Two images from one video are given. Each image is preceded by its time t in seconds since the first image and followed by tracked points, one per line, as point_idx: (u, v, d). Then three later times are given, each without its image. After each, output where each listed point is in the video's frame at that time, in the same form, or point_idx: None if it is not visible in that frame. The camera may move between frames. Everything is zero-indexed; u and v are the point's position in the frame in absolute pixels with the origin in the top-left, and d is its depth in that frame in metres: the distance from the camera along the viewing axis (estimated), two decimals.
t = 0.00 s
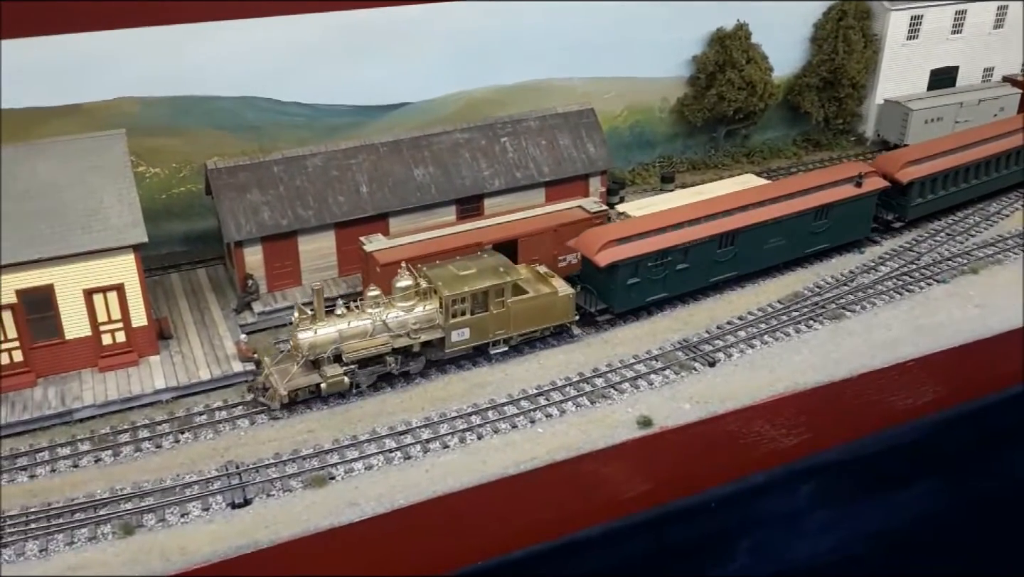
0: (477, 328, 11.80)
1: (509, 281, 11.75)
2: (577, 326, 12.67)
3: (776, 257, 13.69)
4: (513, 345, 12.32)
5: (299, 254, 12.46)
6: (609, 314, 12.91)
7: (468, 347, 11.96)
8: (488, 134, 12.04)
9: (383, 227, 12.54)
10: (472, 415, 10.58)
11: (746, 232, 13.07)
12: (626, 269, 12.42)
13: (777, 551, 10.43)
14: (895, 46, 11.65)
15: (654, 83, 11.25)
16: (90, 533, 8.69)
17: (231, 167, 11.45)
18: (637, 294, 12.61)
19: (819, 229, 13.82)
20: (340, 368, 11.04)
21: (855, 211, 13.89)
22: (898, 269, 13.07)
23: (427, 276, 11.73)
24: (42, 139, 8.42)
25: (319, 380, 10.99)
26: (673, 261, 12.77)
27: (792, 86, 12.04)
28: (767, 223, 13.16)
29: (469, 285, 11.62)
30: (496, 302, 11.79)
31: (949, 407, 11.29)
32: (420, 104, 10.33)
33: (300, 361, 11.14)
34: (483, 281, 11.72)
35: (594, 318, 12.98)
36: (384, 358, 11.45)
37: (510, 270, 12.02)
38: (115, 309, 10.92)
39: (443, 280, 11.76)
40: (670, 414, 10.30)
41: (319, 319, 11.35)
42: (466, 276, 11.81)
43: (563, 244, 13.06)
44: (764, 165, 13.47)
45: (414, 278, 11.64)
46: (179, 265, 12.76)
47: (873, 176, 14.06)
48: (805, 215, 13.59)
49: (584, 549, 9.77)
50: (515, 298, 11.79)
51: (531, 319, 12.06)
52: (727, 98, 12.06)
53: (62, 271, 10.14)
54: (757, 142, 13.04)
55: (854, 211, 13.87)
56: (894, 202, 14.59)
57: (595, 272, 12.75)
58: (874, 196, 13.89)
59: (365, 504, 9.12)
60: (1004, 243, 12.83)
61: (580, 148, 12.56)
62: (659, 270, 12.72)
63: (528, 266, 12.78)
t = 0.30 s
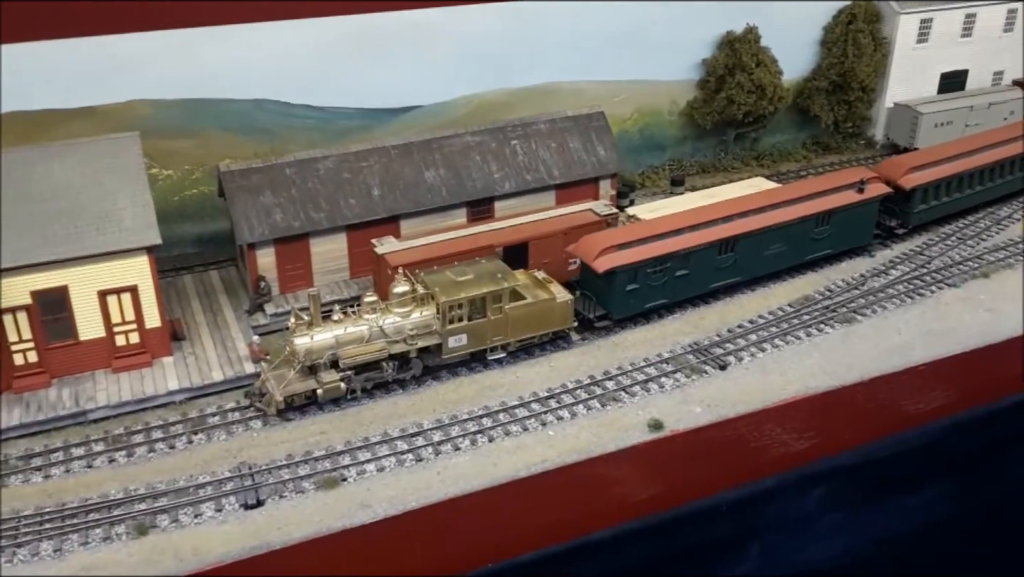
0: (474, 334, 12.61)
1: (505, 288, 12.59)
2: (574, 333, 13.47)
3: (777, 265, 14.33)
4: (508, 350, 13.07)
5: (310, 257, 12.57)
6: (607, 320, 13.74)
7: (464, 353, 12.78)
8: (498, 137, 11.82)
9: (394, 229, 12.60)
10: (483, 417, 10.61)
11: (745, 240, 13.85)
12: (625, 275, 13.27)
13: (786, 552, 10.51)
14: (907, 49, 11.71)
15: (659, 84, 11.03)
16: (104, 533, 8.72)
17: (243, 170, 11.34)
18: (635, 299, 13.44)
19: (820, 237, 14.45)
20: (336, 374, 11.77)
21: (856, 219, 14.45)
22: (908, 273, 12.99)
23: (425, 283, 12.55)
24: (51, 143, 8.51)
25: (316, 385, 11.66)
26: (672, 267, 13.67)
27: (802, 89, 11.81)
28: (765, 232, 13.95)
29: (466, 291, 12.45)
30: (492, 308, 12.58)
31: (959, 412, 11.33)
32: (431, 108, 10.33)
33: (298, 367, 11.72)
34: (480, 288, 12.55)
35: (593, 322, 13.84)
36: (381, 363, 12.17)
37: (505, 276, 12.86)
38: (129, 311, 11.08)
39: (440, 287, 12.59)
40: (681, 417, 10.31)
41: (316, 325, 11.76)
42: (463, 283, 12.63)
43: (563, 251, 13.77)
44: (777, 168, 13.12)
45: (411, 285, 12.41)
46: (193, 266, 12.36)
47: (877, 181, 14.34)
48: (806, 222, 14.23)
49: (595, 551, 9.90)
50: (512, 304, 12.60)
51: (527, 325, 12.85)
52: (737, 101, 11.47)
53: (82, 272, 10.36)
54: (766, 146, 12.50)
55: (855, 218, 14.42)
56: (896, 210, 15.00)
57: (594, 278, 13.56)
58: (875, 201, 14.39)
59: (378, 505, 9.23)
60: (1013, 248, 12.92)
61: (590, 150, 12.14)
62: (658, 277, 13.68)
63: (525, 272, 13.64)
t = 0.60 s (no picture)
0: (480, 340, 11.58)
1: (511, 293, 11.52)
2: (581, 338, 12.61)
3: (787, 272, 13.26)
4: (517, 357, 12.15)
5: (330, 258, 12.50)
6: (614, 326, 12.64)
7: (471, 360, 11.75)
8: (517, 140, 12.30)
9: (414, 231, 12.53)
10: (502, 420, 10.64)
11: (755, 247, 12.74)
12: (632, 282, 12.18)
13: (804, 560, 10.31)
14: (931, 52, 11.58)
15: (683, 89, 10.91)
16: (125, 532, 8.73)
17: (263, 171, 11.70)
18: (642, 307, 12.33)
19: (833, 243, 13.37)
20: (339, 381, 10.92)
21: (865, 227, 13.58)
22: (932, 277, 12.95)
23: (429, 288, 11.53)
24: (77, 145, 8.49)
25: (317, 392, 10.86)
26: (682, 273, 12.46)
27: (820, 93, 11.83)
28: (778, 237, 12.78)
29: (470, 296, 11.37)
30: (499, 314, 11.57)
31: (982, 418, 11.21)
32: (449, 109, 10.32)
33: (301, 373, 10.97)
34: (484, 292, 11.46)
35: (600, 331, 12.65)
36: (384, 371, 11.29)
37: (513, 280, 11.85)
38: (151, 313, 11.11)
39: (445, 293, 11.49)
40: (701, 421, 10.31)
41: (320, 330, 11.11)
42: (468, 288, 11.58)
43: (564, 256, 12.79)
44: (795, 171, 13.45)
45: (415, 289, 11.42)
46: (212, 270, 12.92)
47: (888, 189, 13.66)
48: (818, 229, 13.12)
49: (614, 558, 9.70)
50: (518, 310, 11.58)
51: (536, 331, 11.88)
52: (757, 104, 12.25)
53: (114, 271, 10.52)
54: (786, 148, 13.10)
55: (864, 226, 13.53)
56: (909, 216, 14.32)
57: (600, 285, 12.57)
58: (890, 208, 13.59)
59: (397, 507, 9.25)
60: None
61: (610, 153, 12.61)
62: (666, 284, 12.44)
63: (529, 278, 12.47)
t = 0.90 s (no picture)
0: (481, 339, 11.73)
1: (512, 292, 11.64)
2: (581, 338, 12.56)
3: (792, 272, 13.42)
4: (517, 357, 12.17)
5: (342, 253, 12.45)
6: (617, 326, 12.81)
7: (473, 358, 11.89)
8: (529, 137, 12.03)
9: (425, 227, 12.46)
10: (514, 416, 10.63)
11: (758, 246, 12.96)
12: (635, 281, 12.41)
13: (815, 559, 10.23)
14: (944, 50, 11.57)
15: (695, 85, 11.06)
16: (138, 524, 8.80)
17: (277, 167, 11.65)
18: (645, 307, 12.57)
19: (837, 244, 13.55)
20: (339, 377, 11.02)
21: (873, 227, 13.67)
22: (944, 276, 12.77)
23: (430, 286, 11.70)
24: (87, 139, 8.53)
25: (317, 389, 10.90)
26: (684, 273, 12.75)
27: (836, 90, 11.67)
28: (783, 237, 13.05)
29: (471, 295, 11.55)
30: (499, 313, 11.71)
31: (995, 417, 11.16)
32: (461, 106, 10.36)
33: (301, 370, 11.09)
34: (484, 291, 11.66)
35: (602, 329, 12.82)
36: (385, 368, 11.42)
37: (514, 280, 11.94)
38: (163, 307, 11.16)
39: (446, 291, 11.69)
40: (712, 419, 10.23)
41: (320, 328, 11.27)
42: (469, 287, 11.77)
43: (572, 255, 12.94)
44: (809, 169, 12.91)
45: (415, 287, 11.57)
46: (223, 262, 13.02)
47: (895, 189, 13.65)
48: (825, 228, 13.31)
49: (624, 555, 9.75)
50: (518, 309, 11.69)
51: (535, 330, 11.95)
52: (771, 101, 11.40)
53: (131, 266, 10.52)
54: (799, 146, 12.41)
55: (873, 226, 13.63)
56: (916, 216, 14.22)
57: (603, 284, 12.77)
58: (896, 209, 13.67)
59: (408, 501, 9.31)
60: None
61: (621, 150, 12.35)
62: (669, 283, 12.68)
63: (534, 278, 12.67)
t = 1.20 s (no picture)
0: (478, 339, 11.69)
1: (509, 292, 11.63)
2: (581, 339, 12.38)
3: (799, 274, 13.27)
4: (518, 357, 12.13)
5: (356, 250, 12.50)
6: (617, 328, 12.63)
7: (470, 359, 11.85)
8: (544, 133, 12.27)
9: (440, 223, 12.52)
10: (527, 413, 10.58)
11: (762, 247, 12.84)
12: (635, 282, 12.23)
13: (830, 560, 10.48)
14: (963, 48, 11.45)
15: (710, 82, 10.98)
16: (152, 517, 8.81)
17: (292, 162, 11.72)
18: (646, 307, 12.39)
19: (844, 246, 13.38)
20: (334, 377, 11.01)
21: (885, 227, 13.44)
22: (962, 276, 12.63)
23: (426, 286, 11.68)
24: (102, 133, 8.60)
25: (311, 388, 10.90)
26: (685, 274, 12.61)
27: (854, 88, 11.62)
28: (790, 237, 12.89)
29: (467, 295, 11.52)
30: (497, 313, 11.68)
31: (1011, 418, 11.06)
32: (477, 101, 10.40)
33: (296, 369, 11.09)
34: (481, 291, 11.63)
35: (602, 330, 12.68)
36: (380, 368, 11.37)
37: (510, 280, 11.90)
38: (179, 300, 11.32)
39: (443, 290, 11.64)
40: (727, 417, 10.16)
41: (315, 327, 11.36)
42: (465, 286, 11.72)
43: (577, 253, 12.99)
44: (825, 168, 12.84)
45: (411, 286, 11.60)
46: (239, 258, 13.01)
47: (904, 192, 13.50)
48: (828, 232, 13.18)
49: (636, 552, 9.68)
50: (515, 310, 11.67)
51: (532, 331, 11.90)
52: (789, 98, 11.31)
53: (147, 258, 10.68)
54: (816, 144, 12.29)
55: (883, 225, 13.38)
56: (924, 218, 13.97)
57: (603, 284, 12.54)
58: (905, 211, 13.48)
59: (421, 497, 9.33)
60: None
61: (636, 148, 12.45)
62: (670, 283, 12.54)
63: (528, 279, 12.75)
